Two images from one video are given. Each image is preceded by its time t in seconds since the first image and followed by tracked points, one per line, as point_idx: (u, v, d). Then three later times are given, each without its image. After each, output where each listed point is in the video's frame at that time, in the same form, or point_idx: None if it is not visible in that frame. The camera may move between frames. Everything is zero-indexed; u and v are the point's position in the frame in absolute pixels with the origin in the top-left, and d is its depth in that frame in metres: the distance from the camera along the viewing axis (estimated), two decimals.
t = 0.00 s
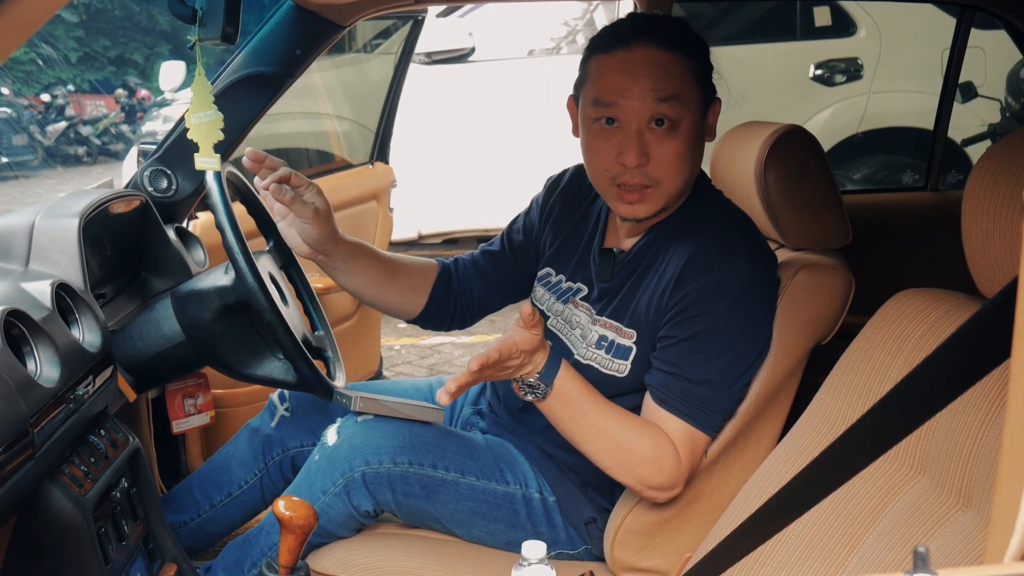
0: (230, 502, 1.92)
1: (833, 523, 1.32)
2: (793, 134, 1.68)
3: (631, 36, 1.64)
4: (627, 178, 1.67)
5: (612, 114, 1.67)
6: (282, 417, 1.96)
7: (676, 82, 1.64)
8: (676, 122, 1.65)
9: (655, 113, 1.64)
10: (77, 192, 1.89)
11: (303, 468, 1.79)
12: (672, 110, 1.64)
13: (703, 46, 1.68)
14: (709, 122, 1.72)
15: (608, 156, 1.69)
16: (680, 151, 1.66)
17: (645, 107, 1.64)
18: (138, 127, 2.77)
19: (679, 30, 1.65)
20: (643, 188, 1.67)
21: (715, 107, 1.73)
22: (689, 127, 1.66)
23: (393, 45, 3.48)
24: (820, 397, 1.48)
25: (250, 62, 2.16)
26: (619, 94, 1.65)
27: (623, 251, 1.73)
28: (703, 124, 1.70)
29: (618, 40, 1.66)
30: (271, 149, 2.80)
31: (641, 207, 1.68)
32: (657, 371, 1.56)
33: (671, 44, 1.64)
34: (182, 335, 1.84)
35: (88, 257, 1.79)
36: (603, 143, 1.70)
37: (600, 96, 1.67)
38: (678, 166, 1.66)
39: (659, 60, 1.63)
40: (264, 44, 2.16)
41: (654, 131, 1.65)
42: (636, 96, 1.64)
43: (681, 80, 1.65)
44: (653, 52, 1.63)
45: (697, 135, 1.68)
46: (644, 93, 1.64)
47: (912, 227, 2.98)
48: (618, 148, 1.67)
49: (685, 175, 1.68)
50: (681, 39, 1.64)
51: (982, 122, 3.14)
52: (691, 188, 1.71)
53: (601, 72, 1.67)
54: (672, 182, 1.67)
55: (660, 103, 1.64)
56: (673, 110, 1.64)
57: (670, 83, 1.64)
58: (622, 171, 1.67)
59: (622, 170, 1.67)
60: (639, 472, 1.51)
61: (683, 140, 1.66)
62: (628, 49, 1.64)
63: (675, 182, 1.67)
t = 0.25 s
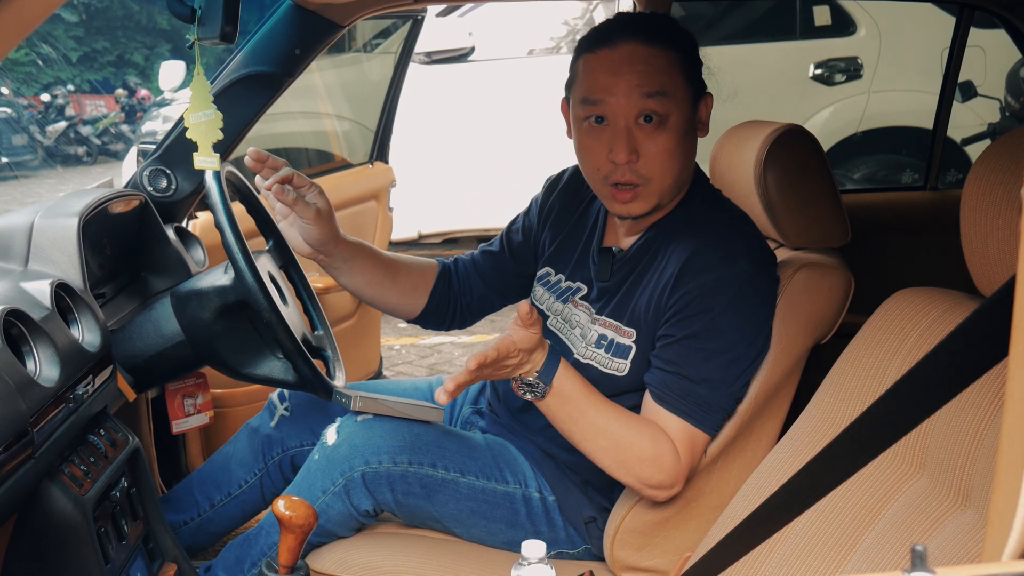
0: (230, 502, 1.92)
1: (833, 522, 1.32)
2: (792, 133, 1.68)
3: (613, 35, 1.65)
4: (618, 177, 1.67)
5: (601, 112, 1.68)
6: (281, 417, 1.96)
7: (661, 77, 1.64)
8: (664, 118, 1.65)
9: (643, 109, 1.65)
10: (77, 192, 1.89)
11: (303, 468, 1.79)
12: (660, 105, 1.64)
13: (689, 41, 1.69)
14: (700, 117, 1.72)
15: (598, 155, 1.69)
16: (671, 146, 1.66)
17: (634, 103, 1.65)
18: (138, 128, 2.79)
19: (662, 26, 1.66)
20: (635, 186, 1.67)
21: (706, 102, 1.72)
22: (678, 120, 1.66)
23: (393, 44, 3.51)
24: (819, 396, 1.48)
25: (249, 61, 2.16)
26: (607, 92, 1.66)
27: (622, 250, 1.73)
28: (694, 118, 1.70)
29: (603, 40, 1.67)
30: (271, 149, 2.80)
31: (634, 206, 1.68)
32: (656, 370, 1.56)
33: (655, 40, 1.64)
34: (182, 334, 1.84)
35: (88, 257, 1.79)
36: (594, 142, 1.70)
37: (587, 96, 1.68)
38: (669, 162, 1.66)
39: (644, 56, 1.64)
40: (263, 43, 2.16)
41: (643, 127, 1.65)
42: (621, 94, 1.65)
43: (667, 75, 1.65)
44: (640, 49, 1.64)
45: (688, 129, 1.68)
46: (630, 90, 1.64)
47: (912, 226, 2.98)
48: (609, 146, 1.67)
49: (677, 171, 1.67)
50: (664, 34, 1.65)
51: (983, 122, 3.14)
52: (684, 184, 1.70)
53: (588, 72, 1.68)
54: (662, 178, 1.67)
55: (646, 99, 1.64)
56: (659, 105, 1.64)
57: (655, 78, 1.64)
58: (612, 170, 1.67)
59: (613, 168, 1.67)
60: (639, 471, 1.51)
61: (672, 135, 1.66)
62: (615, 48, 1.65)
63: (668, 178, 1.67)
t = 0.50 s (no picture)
0: (230, 501, 1.92)
1: (832, 521, 1.32)
2: (792, 133, 1.68)
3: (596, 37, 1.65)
4: (602, 178, 1.68)
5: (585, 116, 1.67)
6: (281, 416, 1.96)
7: (641, 81, 1.62)
8: (644, 123, 1.63)
9: (623, 114, 1.63)
10: (77, 191, 1.89)
11: (302, 468, 1.79)
12: (639, 110, 1.63)
13: (676, 41, 1.66)
14: (691, 119, 1.69)
15: (580, 157, 1.70)
16: (652, 150, 1.64)
17: (613, 108, 1.64)
18: (138, 127, 2.77)
19: (644, 27, 1.64)
20: (617, 186, 1.67)
21: (698, 101, 1.69)
22: (660, 125, 1.64)
23: (393, 44, 3.51)
24: (818, 396, 1.48)
25: (248, 62, 2.16)
26: (588, 96, 1.65)
27: (621, 249, 1.73)
28: (681, 120, 1.67)
29: (586, 44, 1.67)
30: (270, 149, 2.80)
31: (618, 204, 1.69)
32: (655, 370, 1.56)
33: (636, 43, 1.63)
34: (181, 334, 1.85)
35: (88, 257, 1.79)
36: (580, 144, 1.70)
37: (570, 98, 1.68)
38: (651, 164, 1.65)
39: (623, 59, 1.63)
40: (262, 43, 2.16)
41: (623, 132, 1.64)
42: (600, 98, 1.64)
43: (648, 79, 1.62)
44: (621, 53, 1.63)
45: (673, 131, 1.66)
46: (609, 95, 1.63)
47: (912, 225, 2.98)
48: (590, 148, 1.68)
49: (660, 174, 1.66)
50: (648, 37, 1.63)
51: (982, 122, 3.13)
52: (671, 186, 1.69)
53: (572, 74, 1.68)
54: (645, 181, 1.66)
55: (624, 104, 1.63)
56: (638, 110, 1.63)
57: (634, 83, 1.62)
58: (593, 171, 1.68)
59: (596, 170, 1.68)
60: (638, 471, 1.51)
61: (654, 139, 1.64)
62: (597, 51, 1.65)
63: (651, 181, 1.66)
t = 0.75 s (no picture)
0: (230, 501, 1.92)
1: (831, 520, 1.32)
2: (791, 133, 1.68)
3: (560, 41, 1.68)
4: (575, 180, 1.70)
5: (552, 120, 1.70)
6: (281, 417, 1.96)
7: (599, 87, 1.63)
8: (602, 126, 1.64)
9: (582, 118, 1.65)
10: (76, 192, 1.89)
11: (302, 467, 1.79)
12: (595, 114, 1.64)
13: (644, 44, 1.65)
14: (663, 120, 1.68)
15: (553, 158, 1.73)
16: (614, 152, 1.65)
17: (572, 113, 1.66)
18: (137, 127, 2.77)
19: (609, 29, 1.65)
20: (587, 188, 1.69)
21: (669, 102, 1.68)
22: (620, 125, 1.64)
23: (392, 44, 3.47)
24: (818, 395, 1.48)
25: (247, 62, 2.16)
26: (551, 101, 1.69)
27: (619, 247, 1.73)
28: (648, 120, 1.66)
29: (558, 48, 1.70)
30: (270, 149, 2.80)
31: (591, 205, 1.70)
32: (654, 369, 1.56)
33: (597, 48, 1.64)
34: (181, 334, 1.85)
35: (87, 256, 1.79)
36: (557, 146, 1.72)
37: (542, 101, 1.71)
38: (616, 165, 1.65)
39: (579, 63, 1.65)
40: (261, 43, 2.16)
41: (582, 135, 1.65)
42: (561, 102, 1.67)
43: (605, 84, 1.63)
44: (579, 56, 1.65)
45: (639, 131, 1.65)
46: (566, 101, 1.66)
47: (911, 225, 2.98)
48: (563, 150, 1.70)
49: (628, 173, 1.66)
50: (609, 42, 1.64)
51: (982, 122, 3.16)
52: (645, 189, 1.69)
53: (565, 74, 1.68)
54: (610, 183, 1.66)
55: (580, 108, 1.64)
56: (593, 116, 1.64)
57: (590, 89, 1.64)
58: (564, 172, 1.71)
59: (564, 172, 1.70)
60: (637, 471, 1.51)
61: (616, 140, 1.64)
62: (563, 55, 1.67)
63: (618, 182, 1.66)
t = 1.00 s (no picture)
0: (230, 501, 1.92)
1: (831, 520, 1.32)
2: (790, 132, 1.69)
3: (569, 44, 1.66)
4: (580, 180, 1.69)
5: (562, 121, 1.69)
6: (280, 416, 1.96)
7: (608, 90, 1.63)
8: (614, 130, 1.64)
9: (595, 120, 1.64)
10: (76, 191, 1.90)
11: (301, 467, 1.79)
12: (609, 118, 1.63)
13: (648, 46, 1.65)
14: (672, 122, 1.69)
15: (562, 160, 1.72)
16: (625, 155, 1.65)
17: (585, 114, 1.65)
18: (138, 127, 2.75)
19: (620, 31, 1.65)
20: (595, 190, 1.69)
21: (677, 106, 1.69)
22: (632, 127, 1.64)
23: (391, 44, 3.49)
24: (818, 395, 1.48)
25: (246, 62, 2.16)
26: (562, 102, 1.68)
27: (620, 244, 1.74)
28: (658, 123, 1.66)
29: (568, 48, 1.69)
30: (270, 149, 2.80)
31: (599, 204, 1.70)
32: (647, 362, 1.57)
33: (608, 51, 1.63)
34: (180, 334, 1.85)
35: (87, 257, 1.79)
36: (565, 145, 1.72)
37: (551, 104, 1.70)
38: (627, 167, 1.66)
39: (592, 64, 1.64)
40: (261, 43, 2.16)
41: (594, 137, 1.65)
42: (572, 106, 1.66)
43: (615, 88, 1.63)
44: (591, 57, 1.64)
45: (648, 133, 1.66)
46: (579, 103, 1.65)
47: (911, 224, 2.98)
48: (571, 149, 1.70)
49: (638, 175, 1.67)
50: (620, 45, 1.64)
51: (982, 122, 3.14)
52: (653, 191, 1.70)
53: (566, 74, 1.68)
54: (620, 186, 1.67)
55: (593, 111, 1.64)
56: (606, 120, 1.63)
57: (601, 93, 1.63)
58: (572, 175, 1.70)
59: (573, 172, 1.69)
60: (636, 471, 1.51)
61: (627, 143, 1.64)
62: (574, 56, 1.66)
63: (628, 185, 1.67)
